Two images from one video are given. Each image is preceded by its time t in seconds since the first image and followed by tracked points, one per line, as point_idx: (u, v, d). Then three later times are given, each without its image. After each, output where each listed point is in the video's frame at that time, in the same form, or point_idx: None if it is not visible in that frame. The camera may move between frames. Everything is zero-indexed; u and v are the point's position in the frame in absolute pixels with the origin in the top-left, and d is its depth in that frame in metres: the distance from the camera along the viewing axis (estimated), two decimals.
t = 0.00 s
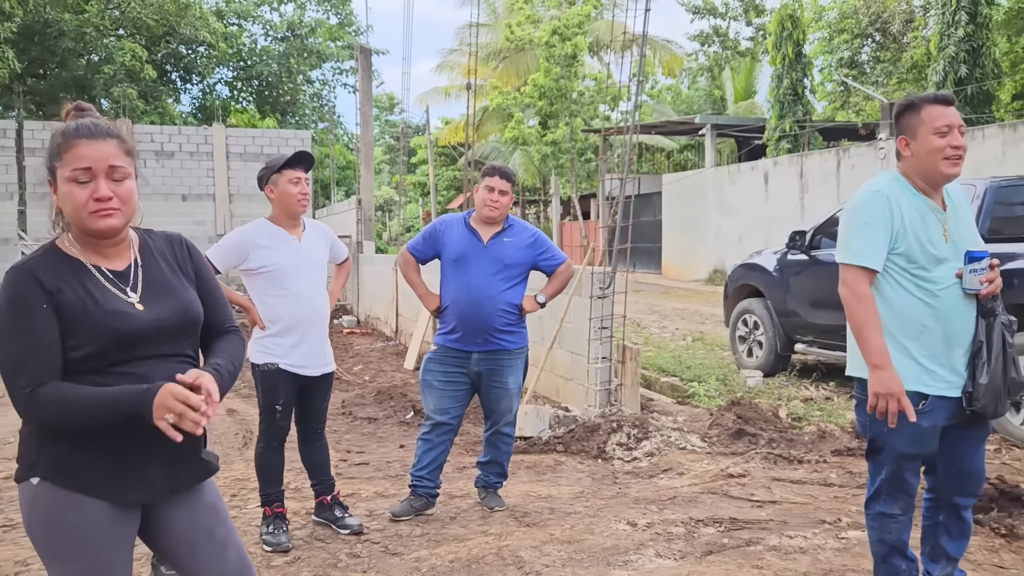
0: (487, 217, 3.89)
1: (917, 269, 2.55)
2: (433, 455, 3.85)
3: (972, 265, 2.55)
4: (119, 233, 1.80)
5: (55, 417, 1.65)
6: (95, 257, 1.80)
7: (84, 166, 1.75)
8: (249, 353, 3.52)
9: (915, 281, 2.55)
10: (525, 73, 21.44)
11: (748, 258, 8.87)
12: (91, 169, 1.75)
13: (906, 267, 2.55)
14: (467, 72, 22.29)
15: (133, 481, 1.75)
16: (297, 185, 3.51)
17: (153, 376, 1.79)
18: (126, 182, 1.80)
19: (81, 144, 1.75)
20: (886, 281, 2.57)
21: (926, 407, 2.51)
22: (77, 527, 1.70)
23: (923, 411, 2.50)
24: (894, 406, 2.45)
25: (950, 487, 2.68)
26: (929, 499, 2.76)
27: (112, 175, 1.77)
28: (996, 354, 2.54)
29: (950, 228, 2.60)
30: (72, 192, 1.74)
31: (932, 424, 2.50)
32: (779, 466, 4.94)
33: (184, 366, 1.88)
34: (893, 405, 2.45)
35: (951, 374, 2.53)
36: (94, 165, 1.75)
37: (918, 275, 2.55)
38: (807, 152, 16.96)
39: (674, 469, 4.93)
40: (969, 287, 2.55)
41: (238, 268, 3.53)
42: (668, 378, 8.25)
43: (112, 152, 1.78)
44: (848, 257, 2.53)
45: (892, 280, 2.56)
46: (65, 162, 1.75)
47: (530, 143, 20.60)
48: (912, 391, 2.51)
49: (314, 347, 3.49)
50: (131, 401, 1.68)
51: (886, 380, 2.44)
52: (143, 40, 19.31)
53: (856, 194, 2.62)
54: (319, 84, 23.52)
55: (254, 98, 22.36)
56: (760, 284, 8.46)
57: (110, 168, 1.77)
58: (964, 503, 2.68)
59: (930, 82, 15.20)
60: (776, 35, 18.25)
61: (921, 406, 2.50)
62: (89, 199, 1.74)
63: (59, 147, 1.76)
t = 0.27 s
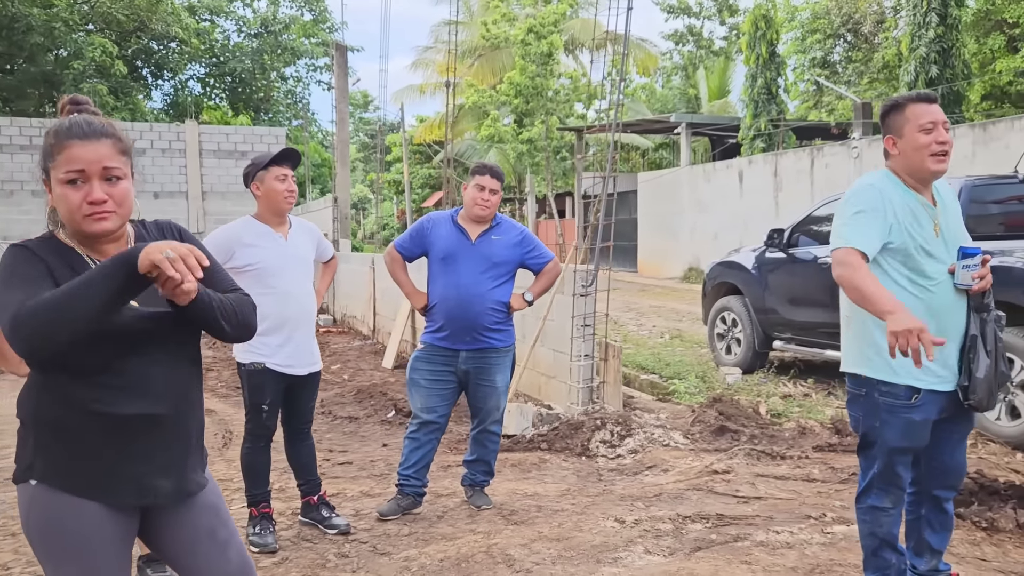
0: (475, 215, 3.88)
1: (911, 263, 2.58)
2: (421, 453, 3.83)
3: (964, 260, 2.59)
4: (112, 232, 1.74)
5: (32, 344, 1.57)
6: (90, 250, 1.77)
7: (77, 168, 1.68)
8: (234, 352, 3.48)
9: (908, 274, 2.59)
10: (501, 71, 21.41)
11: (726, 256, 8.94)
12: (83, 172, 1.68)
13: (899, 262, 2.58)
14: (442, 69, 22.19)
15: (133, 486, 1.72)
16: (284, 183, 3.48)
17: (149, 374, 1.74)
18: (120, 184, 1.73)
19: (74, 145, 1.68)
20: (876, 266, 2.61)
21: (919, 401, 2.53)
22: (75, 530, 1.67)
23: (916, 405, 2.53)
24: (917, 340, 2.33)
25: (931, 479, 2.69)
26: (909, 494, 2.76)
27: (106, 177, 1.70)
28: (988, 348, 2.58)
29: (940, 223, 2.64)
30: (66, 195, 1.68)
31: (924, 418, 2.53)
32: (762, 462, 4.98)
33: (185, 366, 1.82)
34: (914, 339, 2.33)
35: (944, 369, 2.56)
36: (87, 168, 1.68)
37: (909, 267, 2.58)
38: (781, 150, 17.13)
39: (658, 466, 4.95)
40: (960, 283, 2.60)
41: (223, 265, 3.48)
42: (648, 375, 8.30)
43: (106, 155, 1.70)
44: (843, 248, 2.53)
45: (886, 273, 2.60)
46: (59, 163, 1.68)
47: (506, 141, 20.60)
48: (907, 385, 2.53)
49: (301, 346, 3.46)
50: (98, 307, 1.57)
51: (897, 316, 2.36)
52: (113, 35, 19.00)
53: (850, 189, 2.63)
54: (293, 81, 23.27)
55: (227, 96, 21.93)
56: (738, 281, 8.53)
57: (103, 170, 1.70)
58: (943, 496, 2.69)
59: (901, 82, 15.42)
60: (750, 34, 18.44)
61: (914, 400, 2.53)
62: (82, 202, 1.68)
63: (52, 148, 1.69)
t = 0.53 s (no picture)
0: (465, 211, 3.84)
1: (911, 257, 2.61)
2: (411, 453, 3.79)
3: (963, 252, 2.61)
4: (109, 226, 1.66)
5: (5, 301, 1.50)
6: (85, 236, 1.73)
7: (74, 164, 1.61)
8: (219, 350, 3.40)
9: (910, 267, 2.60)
10: (479, 69, 21.34)
11: (707, 254, 8.97)
12: (80, 167, 1.61)
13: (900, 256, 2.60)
14: (420, 66, 22.08)
15: (127, 486, 1.67)
16: (269, 177, 3.41)
17: (141, 372, 1.69)
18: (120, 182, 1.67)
19: (74, 139, 1.60)
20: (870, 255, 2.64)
21: (916, 396, 2.56)
22: (65, 533, 1.61)
23: (914, 399, 2.55)
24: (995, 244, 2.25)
25: (926, 474, 2.71)
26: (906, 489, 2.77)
27: (103, 175, 1.64)
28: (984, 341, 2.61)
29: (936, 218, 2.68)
30: (61, 190, 1.62)
31: (922, 413, 2.56)
32: (749, 460, 4.99)
33: (175, 362, 1.77)
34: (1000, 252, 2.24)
35: (941, 362, 2.58)
36: (84, 164, 1.62)
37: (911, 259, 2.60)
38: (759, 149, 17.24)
39: (646, 464, 4.94)
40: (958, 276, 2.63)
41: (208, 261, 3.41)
42: (630, 373, 8.30)
43: (106, 152, 1.64)
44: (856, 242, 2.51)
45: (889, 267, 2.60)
46: (55, 156, 1.61)
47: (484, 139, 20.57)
48: (903, 380, 2.55)
49: (288, 343, 3.40)
50: (78, 244, 1.50)
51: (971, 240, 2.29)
52: (85, 30, 18.70)
53: (851, 184, 2.69)
54: (269, 78, 23.06)
55: (201, 91, 21.75)
56: (720, 279, 8.55)
57: (102, 168, 1.64)
58: (941, 489, 2.71)
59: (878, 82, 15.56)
60: (727, 33, 18.56)
61: (911, 395, 2.55)
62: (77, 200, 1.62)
63: (49, 138, 1.61)
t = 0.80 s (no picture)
0: (459, 207, 3.78)
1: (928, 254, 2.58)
2: (405, 451, 3.72)
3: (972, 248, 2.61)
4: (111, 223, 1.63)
5: None
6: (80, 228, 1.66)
7: (78, 166, 1.57)
8: (208, 349, 3.32)
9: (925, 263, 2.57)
10: (459, 65, 21.20)
11: (692, 251, 8.96)
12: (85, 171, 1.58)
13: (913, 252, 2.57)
14: (400, 63, 21.93)
15: (119, 492, 1.57)
16: (259, 171, 3.33)
17: (134, 371, 1.58)
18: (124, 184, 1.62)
19: (78, 139, 1.56)
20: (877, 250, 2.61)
21: (927, 392, 2.56)
22: (52, 543, 1.52)
23: (925, 395, 2.55)
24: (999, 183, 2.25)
25: (930, 471, 2.70)
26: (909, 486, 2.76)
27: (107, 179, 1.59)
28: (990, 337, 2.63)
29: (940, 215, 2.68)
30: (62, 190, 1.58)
31: (933, 408, 2.57)
32: (742, 457, 4.97)
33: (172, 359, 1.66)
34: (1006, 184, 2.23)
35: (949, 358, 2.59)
36: (88, 168, 1.58)
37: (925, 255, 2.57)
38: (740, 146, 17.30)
39: (638, 462, 4.91)
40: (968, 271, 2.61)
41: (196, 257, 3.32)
42: (617, 370, 8.27)
43: (112, 153, 1.60)
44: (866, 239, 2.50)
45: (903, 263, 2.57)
46: (58, 156, 1.56)
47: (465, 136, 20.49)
48: (915, 376, 2.55)
49: (280, 341, 3.32)
50: (67, 229, 1.42)
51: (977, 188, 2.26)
52: (58, 24, 18.40)
53: (858, 180, 2.69)
54: (247, 74, 22.80)
55: (177, 87, 21.46)
56: (705, 275, 8.54)
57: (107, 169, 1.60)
58: (941, 485, 2.70)
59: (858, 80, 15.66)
60: (708, 31, 18.61)
61: (923, 391, 2.55)
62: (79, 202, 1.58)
63: (49, 137, 1.55)
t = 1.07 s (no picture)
0: (457, 206, 3.76)
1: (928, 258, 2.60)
2: (401, 452, 3.70)
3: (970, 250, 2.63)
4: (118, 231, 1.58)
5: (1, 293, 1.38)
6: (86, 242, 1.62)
7: (85, 177, 1.54)
8: (204, 350, 3.28)
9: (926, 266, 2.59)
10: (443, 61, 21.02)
11: (680, 248, 8.98)
12: (90, 181, 1.55)
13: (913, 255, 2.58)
14: (384, 58, 21.79)
15: (121, 503, 1.51)
16: (255, 170, 3.29)
17: (142, 378, 1.53)
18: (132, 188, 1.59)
19: (84, 151, 1.52)
20: (879, 251, 2.62)
21: (928, 391, 2.57)
22: (53, 553, 1.48)
23: (926, 395, 2.57)
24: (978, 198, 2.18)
25: (931, 471, 2.72)
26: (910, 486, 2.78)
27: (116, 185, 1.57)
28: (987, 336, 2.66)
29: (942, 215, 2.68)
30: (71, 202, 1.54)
31: (934, 407, 2.58)
32: (735, 455, 4.99)
33: (184, 367, 1.61)
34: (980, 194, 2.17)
35: (947, 358, 2.61)
36: (95, 176, 1.55)
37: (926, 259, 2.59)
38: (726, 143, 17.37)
39: (632, 460, 4.92)
40: (968, 271, 2.63)
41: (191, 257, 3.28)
42: (606, 367, 8.29)
43: (119, 159, 1.57)
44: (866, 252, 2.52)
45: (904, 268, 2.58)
46: (63, 167, 1.52)
47: (450, 132, 20.42)
48: (915, 376, 2.56)
49: (277, 343, 3.29)
50: (85, 237, 1.39)
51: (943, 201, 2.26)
52: (37, 17, 18.17)
53: (855, 182, 2.72)
54: (230, 68, 22.56)
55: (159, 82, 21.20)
56: (694, 273, 8.56)
57: (115, 179, 1.57)
58: (941, 484, 2.73)
59: (843, 78, 15.74)
60: (694, 28, 18.64)
61: (924, 390, 2.56)
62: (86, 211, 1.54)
63: (54, 148, 1.51)
